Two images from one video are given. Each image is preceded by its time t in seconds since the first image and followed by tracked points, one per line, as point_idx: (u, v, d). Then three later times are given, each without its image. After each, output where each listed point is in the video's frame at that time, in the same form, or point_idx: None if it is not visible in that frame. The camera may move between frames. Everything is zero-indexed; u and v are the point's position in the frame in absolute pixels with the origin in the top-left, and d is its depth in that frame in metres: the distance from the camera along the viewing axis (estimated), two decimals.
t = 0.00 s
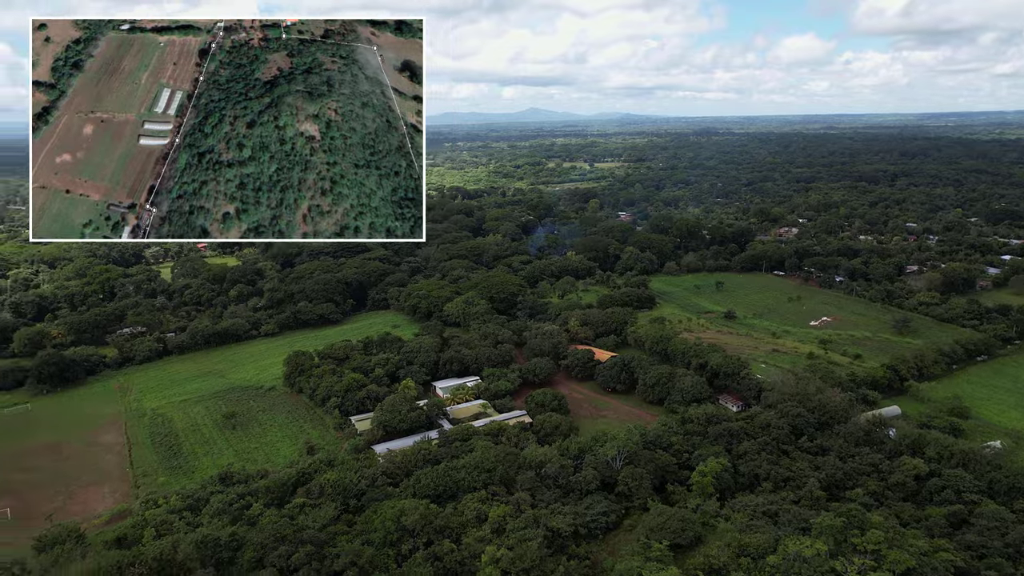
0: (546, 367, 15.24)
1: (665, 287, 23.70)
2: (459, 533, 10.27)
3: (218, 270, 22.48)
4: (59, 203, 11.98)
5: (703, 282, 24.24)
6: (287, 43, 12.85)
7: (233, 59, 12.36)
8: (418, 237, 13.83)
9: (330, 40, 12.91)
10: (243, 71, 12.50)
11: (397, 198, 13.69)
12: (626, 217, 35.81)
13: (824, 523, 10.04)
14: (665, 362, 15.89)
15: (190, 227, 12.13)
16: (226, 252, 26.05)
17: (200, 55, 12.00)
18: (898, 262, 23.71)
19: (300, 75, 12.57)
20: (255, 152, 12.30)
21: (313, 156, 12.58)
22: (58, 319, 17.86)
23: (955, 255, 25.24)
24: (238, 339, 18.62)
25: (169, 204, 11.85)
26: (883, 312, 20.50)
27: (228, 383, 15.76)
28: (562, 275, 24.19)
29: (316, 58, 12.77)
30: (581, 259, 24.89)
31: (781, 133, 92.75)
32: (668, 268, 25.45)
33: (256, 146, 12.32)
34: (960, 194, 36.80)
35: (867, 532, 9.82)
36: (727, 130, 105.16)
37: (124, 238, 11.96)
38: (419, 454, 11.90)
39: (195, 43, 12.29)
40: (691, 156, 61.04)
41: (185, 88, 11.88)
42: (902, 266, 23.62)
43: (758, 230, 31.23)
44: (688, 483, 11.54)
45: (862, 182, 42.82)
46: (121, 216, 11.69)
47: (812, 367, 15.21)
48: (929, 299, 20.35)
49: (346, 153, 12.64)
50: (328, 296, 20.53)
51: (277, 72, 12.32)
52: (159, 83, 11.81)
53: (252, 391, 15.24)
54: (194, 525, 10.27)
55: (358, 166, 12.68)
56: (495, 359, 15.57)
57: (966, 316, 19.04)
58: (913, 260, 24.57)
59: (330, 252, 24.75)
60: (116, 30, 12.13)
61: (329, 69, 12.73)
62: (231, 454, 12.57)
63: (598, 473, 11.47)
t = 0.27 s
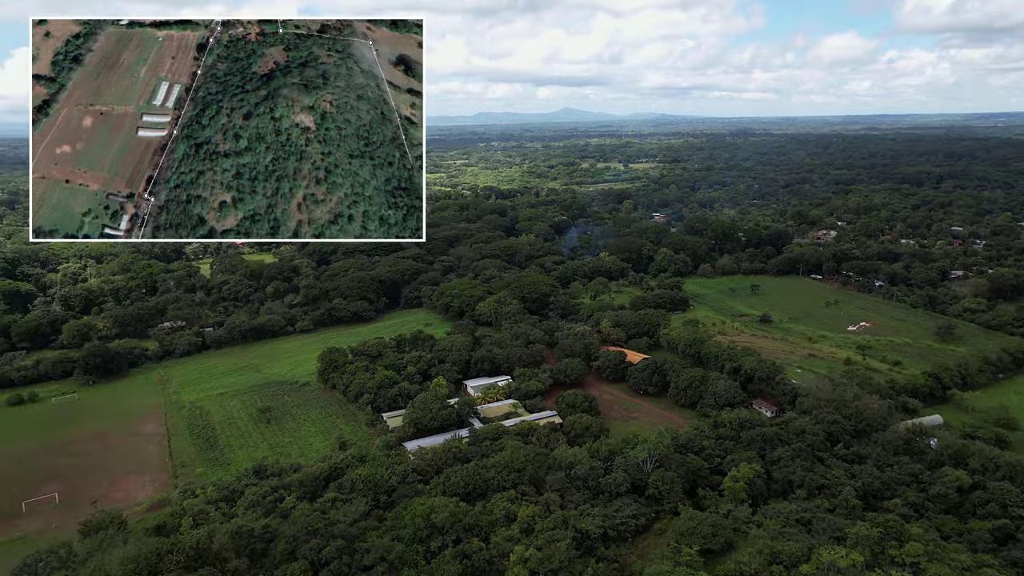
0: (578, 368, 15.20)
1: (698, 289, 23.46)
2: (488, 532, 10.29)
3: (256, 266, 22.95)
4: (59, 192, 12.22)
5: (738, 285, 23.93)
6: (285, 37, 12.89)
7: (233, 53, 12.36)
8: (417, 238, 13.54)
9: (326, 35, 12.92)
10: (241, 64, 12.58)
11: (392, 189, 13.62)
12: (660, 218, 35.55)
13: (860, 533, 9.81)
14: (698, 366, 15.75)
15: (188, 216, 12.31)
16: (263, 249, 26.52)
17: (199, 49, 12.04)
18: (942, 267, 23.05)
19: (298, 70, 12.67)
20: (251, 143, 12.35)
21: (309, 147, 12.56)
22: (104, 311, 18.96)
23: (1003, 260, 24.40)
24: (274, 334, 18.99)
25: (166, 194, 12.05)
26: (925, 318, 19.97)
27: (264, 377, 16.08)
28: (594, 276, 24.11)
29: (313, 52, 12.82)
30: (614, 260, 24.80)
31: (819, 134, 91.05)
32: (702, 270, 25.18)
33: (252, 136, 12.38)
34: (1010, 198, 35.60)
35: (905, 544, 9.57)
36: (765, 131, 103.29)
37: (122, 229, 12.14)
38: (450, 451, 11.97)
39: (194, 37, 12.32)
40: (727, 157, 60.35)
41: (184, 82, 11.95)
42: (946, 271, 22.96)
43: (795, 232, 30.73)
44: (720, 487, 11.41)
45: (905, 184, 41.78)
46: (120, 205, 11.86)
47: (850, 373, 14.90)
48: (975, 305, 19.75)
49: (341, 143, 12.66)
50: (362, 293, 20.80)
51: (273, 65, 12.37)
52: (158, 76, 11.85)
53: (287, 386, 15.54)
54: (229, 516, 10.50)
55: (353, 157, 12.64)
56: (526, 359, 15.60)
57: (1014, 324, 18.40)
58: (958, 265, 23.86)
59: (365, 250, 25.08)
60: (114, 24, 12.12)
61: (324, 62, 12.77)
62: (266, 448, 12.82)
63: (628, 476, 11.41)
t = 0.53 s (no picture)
0: (609, 370, 15.12)
1: (732, 292, 23.16)
2: (517, 531, 10.29)
3: (292, 264, 23.36)
4: (59, 192, 12.27)
5: (773, 288, 23.55)
6: (286, 38, 12.94)
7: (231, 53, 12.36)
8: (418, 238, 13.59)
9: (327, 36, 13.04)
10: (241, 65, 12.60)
11: (392, 189, 13.56)
12: (695, 219, 35.20)
13: (898, 545, 9.53)
14: (732, 370, 15.56)
15: (188, 216, 12.22)
16: (300, 247, 27.00)
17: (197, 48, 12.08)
18: (989, 272, 22.30)
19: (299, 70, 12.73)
20: (251, 142, 12.31)
21: (310, 146, 12.50)
22: (147, 305, 19.70)
23: None
24: (309, 331, 19.32)
25: (166, 194, 11.98)
26: (971, 325, 19.36)
27: (299, 373, 16.37)
28: (627, 277, 23.96)
29: (313, 53, 12.96)
30: (647, 261, 24.62)
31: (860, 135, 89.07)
32: (738, 273, 24.85)
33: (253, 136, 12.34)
34: None
35: (945, 558, 9.27)
36: (803, 133, 101.30)
37: (122, 228, 12.12)
38: (480, 450, 12.03)
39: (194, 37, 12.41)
40: (764, 158, 59.49)
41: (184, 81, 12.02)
42: (993, 276, 22.20)
43: (833, 235, 30.13)
44: (752, 494, 11.23)
45: (951, 187, 40.59)
46: (120, 204, 11.88)
47: (889, 381, 14.53)
48: None
49: (341, 143, 12.64)
50: (396, 291, 21.02)
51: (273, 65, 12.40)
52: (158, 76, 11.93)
53: (321, 381, 15.79)
54: (263, 508, 10.70)
55: (353, 156, 12.64)
56: (557, 360, 15.57)
57: None
58: (1006, 270, 23.06)
59: (399, 248, 25.36)
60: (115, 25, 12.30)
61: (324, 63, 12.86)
62: (298, 443, 13.02)
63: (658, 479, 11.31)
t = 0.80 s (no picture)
0: (641, 372, 15.01)
1: (767, 295, 22.81)
2: (545, 531, 10.28)
3: (328, 261, 23.75)
4: (61, 185, 12.39)
5: (810, 292, 23.11)
6: (286, 34, 13.15)
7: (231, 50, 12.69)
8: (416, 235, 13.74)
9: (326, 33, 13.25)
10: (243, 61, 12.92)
11: (392, 182, 13.59)
12: (731, 221, 34.73)
13: (938, 558, 9.25)
14: (767, 374, 15.32)
15: (189, 209, 12.39)
16: (335, 245, 27.43)
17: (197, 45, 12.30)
18: None
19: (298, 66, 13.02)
20: (251, 137, 12.68)
21: (308, 141, 12.81)
22: (187, 300, 20.34)
23: None
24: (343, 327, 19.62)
25: (168, 186, 12.19)
26: (1020, 333, 18.69)
27: (333, 369, 16.63)
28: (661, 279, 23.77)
29: (313, 49, 13.15)
30: (681, 263, 24.37)
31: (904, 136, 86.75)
32: (775, 276, 24.43)
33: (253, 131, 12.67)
34: None
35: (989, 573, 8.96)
36: (844, 134, 98.81)
37: (123, 221, 12.21)
38: (510, 449, 12.06)
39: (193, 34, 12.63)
40: (804, 160, 58.38)
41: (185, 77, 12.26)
42: None
43: (874, 239, 29.43)
44: (786, 501, 11.04)
45: (1001, 190, 39.23)
46: (121, 198, 12.03)
47: (930, 389, 14.13)
48: None
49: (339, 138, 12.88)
50: (429, 290, 21.20)
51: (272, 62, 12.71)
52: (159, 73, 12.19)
53: (354, 378, 16.01)
54: (296, 501, 10.90)
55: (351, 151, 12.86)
56: (589, 361, 15.52)
57: None
58: None
59: (432, 247, 25.57)
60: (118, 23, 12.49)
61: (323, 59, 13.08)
62: (331, 438, 13.21)
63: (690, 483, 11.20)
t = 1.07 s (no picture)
0: (674, 376, 14.88)
1: (805, 299, 22.37)
2: (575, 533, 10.25)
3: (362, 259, 24.07)
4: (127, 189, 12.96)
5: (849, 297, 22.60)
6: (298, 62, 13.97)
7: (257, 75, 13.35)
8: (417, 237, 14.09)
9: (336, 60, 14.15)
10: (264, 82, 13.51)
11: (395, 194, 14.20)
12: (768, 223, 34.12)
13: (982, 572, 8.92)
14: (804, 380, 15.03)
15: (239, 196, 12.83)
16: (370, 243, 27.77)
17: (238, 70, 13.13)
18: None
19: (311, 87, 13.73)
20: (279, 145, 13.20)
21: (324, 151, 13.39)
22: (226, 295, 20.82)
23: None
24: (376, 325, 19.86)
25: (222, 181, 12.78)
26: None
27: (366, 366, 16.84)
28: (696, 281, 23.49)
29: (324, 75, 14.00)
30: (716, 265, 24.05)
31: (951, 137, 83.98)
32: (812, 279, 23.95)
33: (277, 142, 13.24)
34: None
35: None
36: (885, 135, 96.29)
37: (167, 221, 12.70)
38: (541, 450, 12.08)
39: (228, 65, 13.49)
40: (845, 161, 57.00)
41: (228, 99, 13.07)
42: None
43: (917, 242, 28.62)
44: (822, 509, 10.82)
45: None
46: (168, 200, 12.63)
47: (974, 399, 13.70)
48: None
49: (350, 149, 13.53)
50: (462, 289, 21.31)
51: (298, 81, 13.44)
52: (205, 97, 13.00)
53: (386, 375, 16.17)
54: (328, 496, 11.04)
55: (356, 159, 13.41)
56: (622, 363, 15.43)
57: None
58: None
59: (466, 246, 25.71)
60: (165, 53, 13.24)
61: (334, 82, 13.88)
62: (363, 435, 13.36)
63: (722, 488, 11.06)
